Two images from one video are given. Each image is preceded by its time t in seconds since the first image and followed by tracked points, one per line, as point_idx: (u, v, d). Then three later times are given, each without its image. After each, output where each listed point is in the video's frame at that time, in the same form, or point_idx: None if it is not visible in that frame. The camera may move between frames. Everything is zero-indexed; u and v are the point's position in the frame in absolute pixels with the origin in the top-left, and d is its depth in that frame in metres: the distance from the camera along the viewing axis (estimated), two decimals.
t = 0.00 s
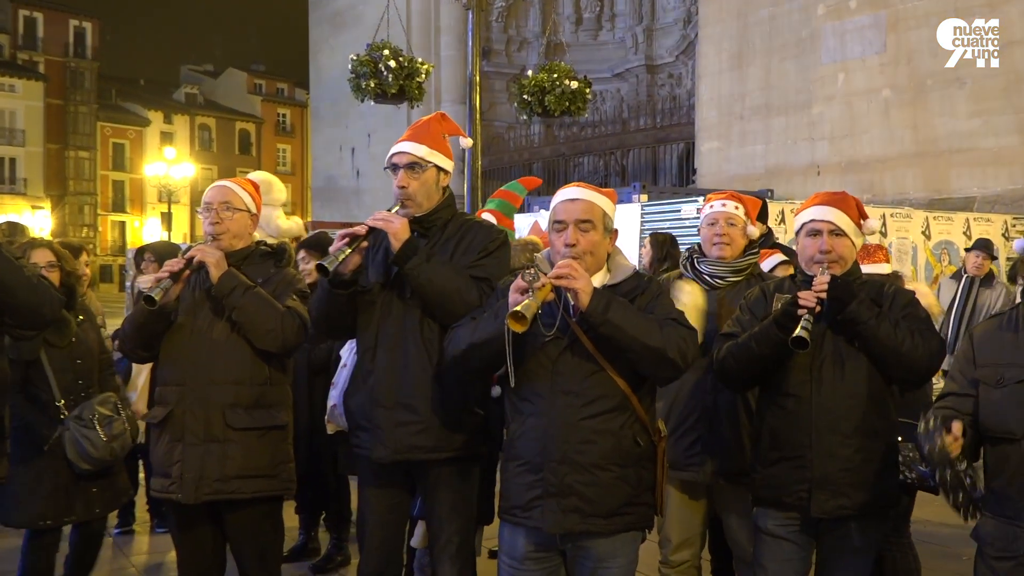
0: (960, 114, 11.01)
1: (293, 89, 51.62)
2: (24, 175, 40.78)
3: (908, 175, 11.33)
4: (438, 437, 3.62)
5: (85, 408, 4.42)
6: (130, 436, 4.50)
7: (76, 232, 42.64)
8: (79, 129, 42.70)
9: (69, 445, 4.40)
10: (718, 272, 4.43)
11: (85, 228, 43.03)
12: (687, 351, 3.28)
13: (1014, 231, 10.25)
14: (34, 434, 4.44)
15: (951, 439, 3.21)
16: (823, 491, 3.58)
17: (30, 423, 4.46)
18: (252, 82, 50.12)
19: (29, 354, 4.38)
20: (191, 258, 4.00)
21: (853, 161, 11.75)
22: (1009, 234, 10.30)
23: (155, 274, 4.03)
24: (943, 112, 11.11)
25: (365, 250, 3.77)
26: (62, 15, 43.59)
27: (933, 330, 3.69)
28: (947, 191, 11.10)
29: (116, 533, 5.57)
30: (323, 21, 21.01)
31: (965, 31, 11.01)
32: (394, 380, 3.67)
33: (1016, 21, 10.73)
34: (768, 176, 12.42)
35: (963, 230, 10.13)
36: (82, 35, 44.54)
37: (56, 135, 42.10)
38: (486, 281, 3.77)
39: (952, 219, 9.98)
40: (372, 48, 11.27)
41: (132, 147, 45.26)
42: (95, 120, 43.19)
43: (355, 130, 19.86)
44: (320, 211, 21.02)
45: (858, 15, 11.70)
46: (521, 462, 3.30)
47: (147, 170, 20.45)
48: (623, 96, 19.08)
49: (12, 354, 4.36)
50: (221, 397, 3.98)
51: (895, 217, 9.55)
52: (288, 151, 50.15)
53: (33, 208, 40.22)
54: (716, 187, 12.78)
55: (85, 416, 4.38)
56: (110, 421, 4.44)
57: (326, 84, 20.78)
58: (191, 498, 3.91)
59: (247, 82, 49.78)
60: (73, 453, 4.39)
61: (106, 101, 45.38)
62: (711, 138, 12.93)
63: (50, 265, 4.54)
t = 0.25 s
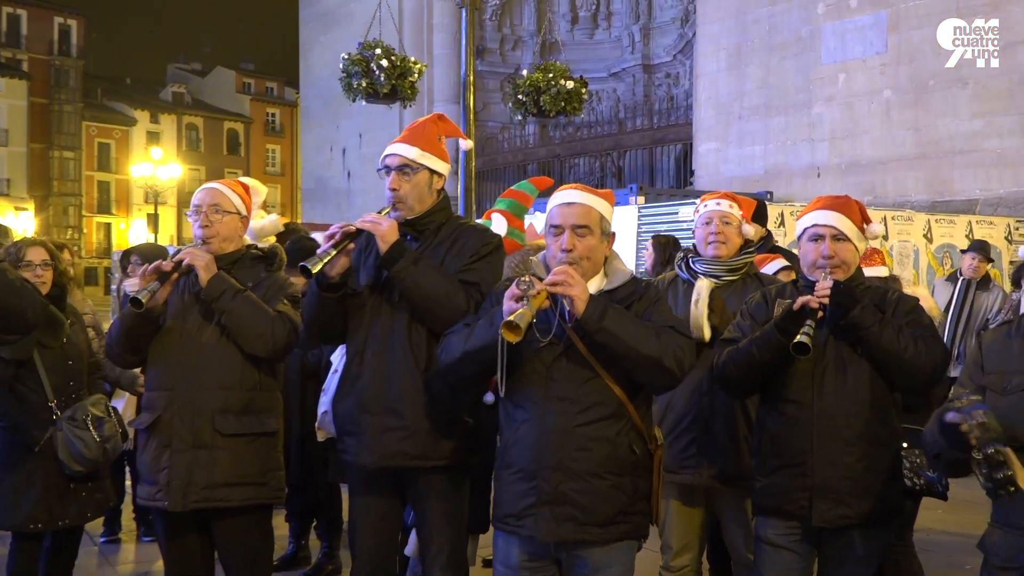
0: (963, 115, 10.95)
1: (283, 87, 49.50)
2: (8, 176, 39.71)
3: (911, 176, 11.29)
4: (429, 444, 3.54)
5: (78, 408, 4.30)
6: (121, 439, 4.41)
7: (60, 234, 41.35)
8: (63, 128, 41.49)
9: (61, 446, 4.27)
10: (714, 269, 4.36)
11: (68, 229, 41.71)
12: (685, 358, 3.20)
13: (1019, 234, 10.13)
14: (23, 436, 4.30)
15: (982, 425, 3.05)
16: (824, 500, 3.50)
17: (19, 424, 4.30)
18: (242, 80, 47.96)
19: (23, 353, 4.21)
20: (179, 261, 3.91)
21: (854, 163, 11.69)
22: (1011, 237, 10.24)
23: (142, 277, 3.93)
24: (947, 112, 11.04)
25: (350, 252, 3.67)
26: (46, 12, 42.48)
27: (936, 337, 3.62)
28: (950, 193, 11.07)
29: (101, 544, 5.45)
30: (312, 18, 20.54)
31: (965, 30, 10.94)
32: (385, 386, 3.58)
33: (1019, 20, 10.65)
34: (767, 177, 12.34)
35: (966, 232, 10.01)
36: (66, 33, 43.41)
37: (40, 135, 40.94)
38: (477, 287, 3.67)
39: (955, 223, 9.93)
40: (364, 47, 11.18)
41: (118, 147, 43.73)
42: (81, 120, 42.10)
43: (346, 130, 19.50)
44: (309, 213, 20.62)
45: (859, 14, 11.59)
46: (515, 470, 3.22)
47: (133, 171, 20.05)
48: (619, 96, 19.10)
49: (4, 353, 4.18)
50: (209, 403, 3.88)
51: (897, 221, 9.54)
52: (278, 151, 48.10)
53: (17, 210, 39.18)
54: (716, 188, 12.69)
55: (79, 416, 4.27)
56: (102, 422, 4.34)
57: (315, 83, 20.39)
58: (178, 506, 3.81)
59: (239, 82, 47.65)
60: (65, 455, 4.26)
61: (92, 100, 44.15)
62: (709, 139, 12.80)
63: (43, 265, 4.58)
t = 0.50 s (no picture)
0: (966, 116, 10.70)
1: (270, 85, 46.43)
2: None
3: (913, 177, 11.06)
4: (418, 451, 3.43)
5: (79, 415, 4.20)
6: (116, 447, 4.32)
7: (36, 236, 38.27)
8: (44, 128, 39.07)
9: (59, 453, 4.16)
10: (710, 279, 4.22)
11: (49, 231, 38.63)
12: (682, 363, 3.10)
13: None
14: (22, 440, 4.20)
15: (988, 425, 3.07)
16: (826, 508, 3.42)
17: (18, 428, 4.20)
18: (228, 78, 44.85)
19: (25, 358, 4.19)
20: (165, 264, 3.79)
21: (855, 164, 11.48)
22: (1016, 240, 10.06)
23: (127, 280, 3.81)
24: (949, 113, 10.80)
25: (334, 254, 3.58)
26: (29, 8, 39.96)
27: (942, 343, 3.53)
28: (953, 194, 10.81)
29: (83, 554, 5.32)
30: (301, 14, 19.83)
31: (965, 30, 10.72)
32: (373, 392, 3.47)
33: None
34: (768, 179, 12.09)
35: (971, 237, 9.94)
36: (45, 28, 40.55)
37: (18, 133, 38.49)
38: (464, 289, 3.55)
39: (959, 225, 9.84)
40: (354, 44, 11.10)
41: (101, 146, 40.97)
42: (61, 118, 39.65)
43: (335, 129, 19.04)
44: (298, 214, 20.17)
45: (860, 12, 11.39)
46: (507, 479, 3.11)
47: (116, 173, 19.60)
48: (615, 95, 18.98)
49: (7, 358, 4.16)
50: (195, 409, 3.77)
51: (900, 222, 9.46)
52: (264, 151, 45.38)
53: None
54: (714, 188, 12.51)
55: (81, 422, 4.16)
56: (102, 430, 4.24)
57: (306, 83, 19.75)
58: (162, 515, 3.70)
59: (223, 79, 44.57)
60: (64, 462, 4.15)
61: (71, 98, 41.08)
62: (707, 139, 12.61)
63: (43, 270, 4.49)
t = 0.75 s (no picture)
0: (967, 114, 10.52)
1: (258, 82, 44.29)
2: None
3: (914, 177, 10.88)
4: (407, 455, 3.35)
5: (78, 411, 4.13)
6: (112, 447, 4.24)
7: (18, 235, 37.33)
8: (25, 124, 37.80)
9: (58, 451, 4.09)
10: (711, 274, 4.18)
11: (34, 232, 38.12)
12: (677, 365, 3.02)
13: None
14: (24, 435, 4.18)
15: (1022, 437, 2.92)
16: (826, 512, 3.34)
17: (20, 423, 4.18)
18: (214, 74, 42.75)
19: (26, 353, 4.18)
20: (152, 264, 3.71)
21: (854, 163, 11.32)
22: (1018, 241, 10.03)
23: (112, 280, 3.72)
24: (950, 111, 10.63)
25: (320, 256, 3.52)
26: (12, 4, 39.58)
27: (942, 345, 3.46)
28: (954, 193, 10.65)
29: (68, 560, 5.24)
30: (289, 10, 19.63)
31: (965, 30, 10.51)
32: (362, 394, 3.39)
33: None
34: (766, 178, 11.98)
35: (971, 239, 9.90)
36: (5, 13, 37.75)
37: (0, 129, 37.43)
38: (455, 289, 3.47)
39: (959, 225, 9.80)
40: (344, 41, 10.97)
41: (85, 145, 39.99)
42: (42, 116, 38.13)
43: (324, 127, 18.82)
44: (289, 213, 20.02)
45: (860, 9, 11.26)
46: (499, 483, 3.04)
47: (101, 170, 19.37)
48: (611, 92, 18.97)
49: (9, 353, 4.15)
50: (182, 413, 3.68)
51: (900, 221, 9.38)
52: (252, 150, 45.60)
53: None
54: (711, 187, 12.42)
55: (81, 418, 4.09)
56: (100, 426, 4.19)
57: (294, 79, 19.57)
58: (147, 520, 3.61)
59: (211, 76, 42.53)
60: (63, 458, 4.07)
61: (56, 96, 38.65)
62: (705, 138, 12.52)
63: (36, 268, 4.54)
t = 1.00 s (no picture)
0: (968, 113, 10.49)
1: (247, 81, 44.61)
2: None
3: (913, 177, 10.83)
4: (398, 457, 3.28)
5: (67, 418, 4.07)
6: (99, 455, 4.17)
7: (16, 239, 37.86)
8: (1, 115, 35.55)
9: (46, 458, 4.02)
10: (709, 280, 4.10)
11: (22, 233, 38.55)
12: (670, 366, 2.96)
13: None
14: (13, 442, 4.10)
15: None
16: (824, 516, 3.28)
17: (11, 430, 4.11)
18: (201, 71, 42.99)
19: (18, 359, 4.10)
20: (140, 266, 3.65)
21: (854, 162, 11.26)
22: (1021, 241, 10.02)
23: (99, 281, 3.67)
24: (950, 109, 10.60)
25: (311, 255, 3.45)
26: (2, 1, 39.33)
27: (942, 347, 3.41)
28: (954, 193, 10.61)
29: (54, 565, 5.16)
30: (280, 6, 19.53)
31: (965, 31, 10.50)
32: (352, 396, 3.32)
33: None
34: (763, 177, 11.94)
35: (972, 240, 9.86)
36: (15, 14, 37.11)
37: None
38: (447, 288, 3.41)
39: (960, 225, 9.76)
40: (336, 37, 10.91)
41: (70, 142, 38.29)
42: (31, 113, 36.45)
43: (315, 125, 18.73)
44: (280, 212, 19.90)
45: (859, 5, 11.22)
46: (492, 486, 2.98)
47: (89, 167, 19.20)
48: (606, 90, 18.81)
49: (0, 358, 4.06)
50: (168, 416, 3.62)
51: (900, 221, 9.33)
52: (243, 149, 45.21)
53: None
54: (708, 187, 12.35)
55: (70, 426, 4.04)
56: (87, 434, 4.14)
57: (285, 76, 19.47)
58: (131, 524, 3.54)
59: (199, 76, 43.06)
60: (50, 466, 4.01)
61: (41, 93, 37.61)
62: (701, 137, 12.43)
63: (28, 271, 4.50)
